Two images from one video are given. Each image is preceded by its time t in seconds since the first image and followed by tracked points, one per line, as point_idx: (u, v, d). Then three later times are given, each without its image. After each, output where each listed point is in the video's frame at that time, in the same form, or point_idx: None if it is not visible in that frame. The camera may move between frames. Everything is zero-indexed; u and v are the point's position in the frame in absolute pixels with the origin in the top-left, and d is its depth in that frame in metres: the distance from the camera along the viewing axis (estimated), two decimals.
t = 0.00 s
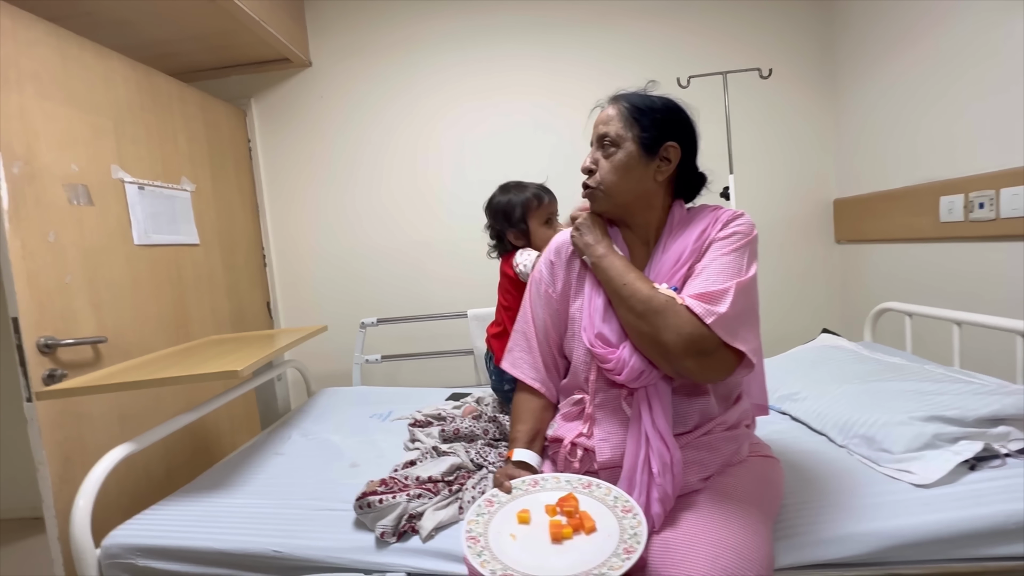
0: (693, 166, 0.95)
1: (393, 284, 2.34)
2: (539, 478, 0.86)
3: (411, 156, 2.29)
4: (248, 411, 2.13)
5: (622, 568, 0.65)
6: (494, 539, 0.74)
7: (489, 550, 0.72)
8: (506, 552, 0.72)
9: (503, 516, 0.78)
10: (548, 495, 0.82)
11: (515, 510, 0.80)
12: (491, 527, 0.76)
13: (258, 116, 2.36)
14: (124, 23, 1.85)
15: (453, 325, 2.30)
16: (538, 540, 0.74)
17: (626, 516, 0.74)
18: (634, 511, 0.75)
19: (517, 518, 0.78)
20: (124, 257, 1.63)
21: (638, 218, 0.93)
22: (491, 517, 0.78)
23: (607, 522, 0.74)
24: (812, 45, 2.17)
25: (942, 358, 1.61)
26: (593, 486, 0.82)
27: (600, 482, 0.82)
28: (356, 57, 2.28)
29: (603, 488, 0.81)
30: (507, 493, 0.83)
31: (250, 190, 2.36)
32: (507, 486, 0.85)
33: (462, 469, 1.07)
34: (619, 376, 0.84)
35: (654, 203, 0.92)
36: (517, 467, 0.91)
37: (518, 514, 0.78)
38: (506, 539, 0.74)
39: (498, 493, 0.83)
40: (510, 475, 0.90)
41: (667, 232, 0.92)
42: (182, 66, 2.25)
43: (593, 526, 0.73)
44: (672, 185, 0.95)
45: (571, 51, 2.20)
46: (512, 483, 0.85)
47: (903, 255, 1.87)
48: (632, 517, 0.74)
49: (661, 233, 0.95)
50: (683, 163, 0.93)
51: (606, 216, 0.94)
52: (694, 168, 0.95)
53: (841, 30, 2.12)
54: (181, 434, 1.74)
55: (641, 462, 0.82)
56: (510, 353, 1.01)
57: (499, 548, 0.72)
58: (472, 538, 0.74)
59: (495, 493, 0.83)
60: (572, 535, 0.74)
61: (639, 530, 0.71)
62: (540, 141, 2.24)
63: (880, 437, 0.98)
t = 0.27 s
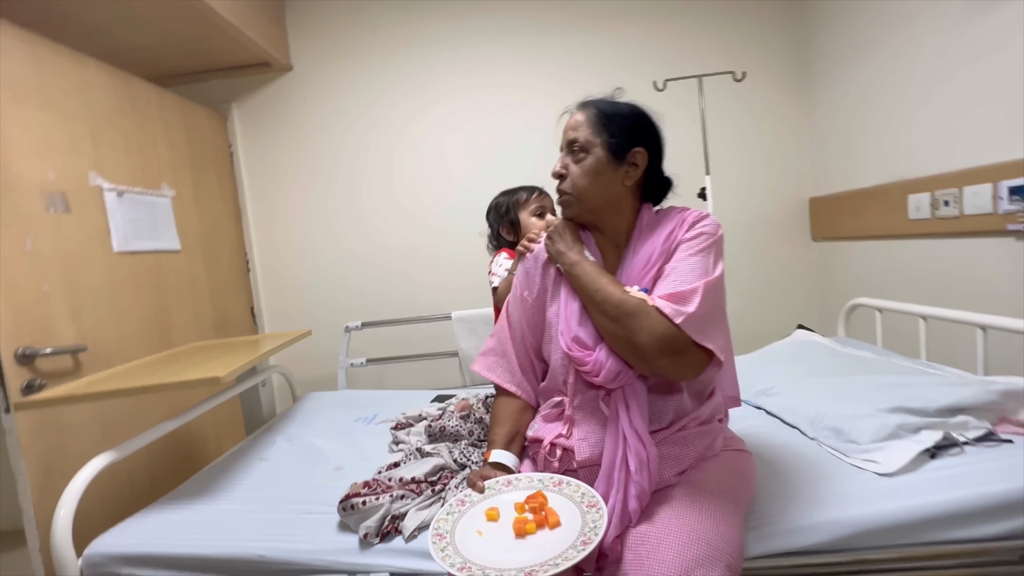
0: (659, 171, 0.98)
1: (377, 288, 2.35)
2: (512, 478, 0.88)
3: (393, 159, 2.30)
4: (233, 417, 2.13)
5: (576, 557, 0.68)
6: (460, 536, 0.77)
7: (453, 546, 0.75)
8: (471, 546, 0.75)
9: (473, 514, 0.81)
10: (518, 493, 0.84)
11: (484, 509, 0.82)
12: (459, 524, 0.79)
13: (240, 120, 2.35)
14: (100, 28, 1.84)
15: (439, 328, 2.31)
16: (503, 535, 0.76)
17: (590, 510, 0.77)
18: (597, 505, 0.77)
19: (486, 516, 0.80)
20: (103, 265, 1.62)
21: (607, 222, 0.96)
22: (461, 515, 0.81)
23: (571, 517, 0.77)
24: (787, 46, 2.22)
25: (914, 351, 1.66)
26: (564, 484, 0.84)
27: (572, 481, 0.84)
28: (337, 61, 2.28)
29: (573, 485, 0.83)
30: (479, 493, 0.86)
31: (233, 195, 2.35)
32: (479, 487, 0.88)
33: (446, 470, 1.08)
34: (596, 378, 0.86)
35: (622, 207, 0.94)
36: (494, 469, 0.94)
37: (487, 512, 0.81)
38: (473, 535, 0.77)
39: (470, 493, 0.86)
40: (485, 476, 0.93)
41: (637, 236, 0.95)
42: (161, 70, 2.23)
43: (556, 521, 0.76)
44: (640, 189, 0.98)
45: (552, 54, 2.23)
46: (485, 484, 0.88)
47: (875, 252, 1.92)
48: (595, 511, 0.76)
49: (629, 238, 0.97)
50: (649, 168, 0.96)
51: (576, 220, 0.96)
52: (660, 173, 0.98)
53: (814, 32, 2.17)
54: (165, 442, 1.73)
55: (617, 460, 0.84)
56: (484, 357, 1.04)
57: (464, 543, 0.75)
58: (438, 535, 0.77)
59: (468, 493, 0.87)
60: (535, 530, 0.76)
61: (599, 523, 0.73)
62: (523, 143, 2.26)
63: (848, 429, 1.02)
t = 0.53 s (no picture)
0: (632, 186, 1.01)
1: (358, 300, 2.36)
2: (488, 492, 0.90)
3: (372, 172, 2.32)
4: (213, 433, 2.12)
5: None
6: (434, 550, 0.79)
7: (426, 560, 0.77)
8: (444, 560, 0.77)
9: (449, 527, 0.84)
10: (493, 508, 0.87)
11: (460, 521, 0.85)
12: (434, 538, 0.81)
13: (217, 134, 2.35)
14: (73, 46, 1.84)
15: (420, 339, 2.33)
16: (476, 550, 0.79)
17: (561, 528, 0.79)
18: (569, 523, 0.80)
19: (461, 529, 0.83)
20: (77, 283, 1.61)
21: (584, 237, 0.99)
22: (436, 528, 0.84)
23: (543, 534, 0.79)
24: (755, 58, 2.28)
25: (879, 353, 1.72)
26: (538, 501, 0.86)
27: (546, 497, 0.87)
28: (314, 75, 2.30)
29: (546, 502, 0.86)
30: (455, 506, 0.89)
31: (210, 209, 2.34)
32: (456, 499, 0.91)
33: (422, 482, 1.11)
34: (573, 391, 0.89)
35: (596, 223, 0.98)
36: (471, 480, 0.96)
37: (462, 525, 0.83)
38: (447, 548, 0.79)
39: (446, 506, 0.89)
40: (462, 488, 0.95)
41: (611, 251, 0.99)
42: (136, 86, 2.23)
43: (528, 538, 0.78)
44: (614, 204, 1.01)
45: (527, 66, 2.27)
46: (461, 496, 0.90)
47: (841, 257, 1.99)
48: (567, 529, 0.79)
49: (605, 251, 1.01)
50: (623, 184, 1.00)
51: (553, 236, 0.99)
52: (633, 188, 1.02)
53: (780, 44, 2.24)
54: (143, 460, 1.72)
55: (590, 471, 0.87)
56: (466, 372, 1.06)
57: (437, 557, 0.78)
58: (413, 548, 0.79)
59: (444, 506, 0.89)
60: (508, 546, 0.79)
61: (569, 540, 0.76)
62: (500, 155, 2.30)
63: (808, 432, 1.06)
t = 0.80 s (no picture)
0: (609, 196, 1.04)
1: (348, 308, 2.37)
2: (476, 494, 0.92)
3: (360, 180, 2.33)
4: (204, 444, 2.12)
5: None
6: (423, 554, 0.81)
7: (417, 565, 0.78)
8: (433, 564, 0.78)
9: (437, 531, 0.85)
10: (480, 510, 0.89)
11: (448, 525, 0.86)
12: (423, 542, 0.83)
13: (204, 145, 2.35)
14: (56, 60, 1.85)
15: (411, 345, 2.34)
16: (464, 553, 0.80)
17: (546, 528, 0.81)
18: (554, 523, 0.81)
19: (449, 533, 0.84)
20: (64, 297, 1.62)
21: (562, 247, 1.01)
22: (425, 532, 0.85)
23: (529, 534, 0.81)
24: (736, 61, 2.32)
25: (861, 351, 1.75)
26: (524, 502, 0.88)
27: (532, 498, 0.89)
28: (300, 85, 2.31)
29: (531, 502, 0.88)
30: (444, 509, 0.90)
31: (198, 220, 2.35)
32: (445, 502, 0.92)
33: (411, 488, 1.13)
34: (554, 395, 0.92)
35: (574, 233, 1.00)
36: (459, 484, 0.98)
37: (450, 529, 0.84)
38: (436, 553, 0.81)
39: (435, 510, 0.90)
40: (450, 492, 0.97)
41: (592, 261, 1.01)
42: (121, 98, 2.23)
43: (514, 538, 0.80)
44: (591, 214, 1.04)
45: (512, 73, 2.29)
46: (449, 500, 0.92)
47: (823, 256, 2.03)
48: (551, 528, 0.81)
49: (583, 260, 1.03)
50: (599, 195, 1.02)
51: (534, 246, 1.01)
52: (609, 198, 1.04)
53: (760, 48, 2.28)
54: (134, 473, 1.72)
55: (571, 473, 0.89)
56: (453, 377, 1.08)
57: (426, 562, 0.79)
58: (402, 555, 0.80)
59: (432, 510, 0.90)
60: (495, 548, 0.80)
61: (554, 541, 0.78)
62: (487, 161, 2.32)
63: (787, 430, 1.08)
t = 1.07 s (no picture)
0: (586, 202, 1.06)
1: (344, 315, 2.37)
2: (469, 498, 0.94)
3: (354, 188, 2.34)
4: (201, 454, 2.12)
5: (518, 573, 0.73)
6: (415, 555, 0.82)
7: (408, 565, 0.80)
8: (424, 564, 0.80)
9: (430, 533, 0.86)
10: (473, 513, 0.90)
11: (441, 527, 0.88)
12: (415, 544, 0.84)
13: (197, 155, 2.36)
14: (48, 72, 1.85)
15: (407, 351, 2.35)
16: (455, 553, 0.82)
17: (536, 528, 0.82)
18: (544, 523, 0.83)
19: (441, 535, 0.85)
20: (59, 310, 1.62)
21: (545, 253, 1.03)
22: (419, 535, 0.86)
23: (519, 535, 0.82)
24: (725, 64, 2.35)
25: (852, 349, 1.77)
26: (516, 504, 0.89)
27: (524, 500, 0.90)
28: (293, 93, 2.32)
29: (523, 504, 0.89)
30: (438, 513, 0.91)
31: (192, 230, 2.35)
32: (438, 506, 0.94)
33: (409, 494, 1.13)
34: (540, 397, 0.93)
35: (555, 240, 1.02)
36: (455, 490, 0.99)
37: (442, 531, 0.86)
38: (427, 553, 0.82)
39: (429, 514, 0.91)
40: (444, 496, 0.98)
41: (572, 264, 1.03)
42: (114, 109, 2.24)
43: (505, 538, 0.81)
44: (569, 221, 1.06)
45: (504, 79, 2.31)
46: (444, 504, 0.93)
47: (813, 256, 2.05)
48: (541, 528, 0.82)
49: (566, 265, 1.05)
50: (575, 202, 1.04)
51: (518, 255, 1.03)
52: (587, 204, 1.06)
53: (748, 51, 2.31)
54: (131, 484, 1.72)
55: (560, 473, 0.90)
56: (445, 390, 1.10)
57: (417, 562, 0.80)
58: (394, 556, 0.82)
59: (427, 514, 0.91)
60: (486, 548, 0.81)
61: (542, 539, 0.79)
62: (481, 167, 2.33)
63: (779, 429, 1.10)
